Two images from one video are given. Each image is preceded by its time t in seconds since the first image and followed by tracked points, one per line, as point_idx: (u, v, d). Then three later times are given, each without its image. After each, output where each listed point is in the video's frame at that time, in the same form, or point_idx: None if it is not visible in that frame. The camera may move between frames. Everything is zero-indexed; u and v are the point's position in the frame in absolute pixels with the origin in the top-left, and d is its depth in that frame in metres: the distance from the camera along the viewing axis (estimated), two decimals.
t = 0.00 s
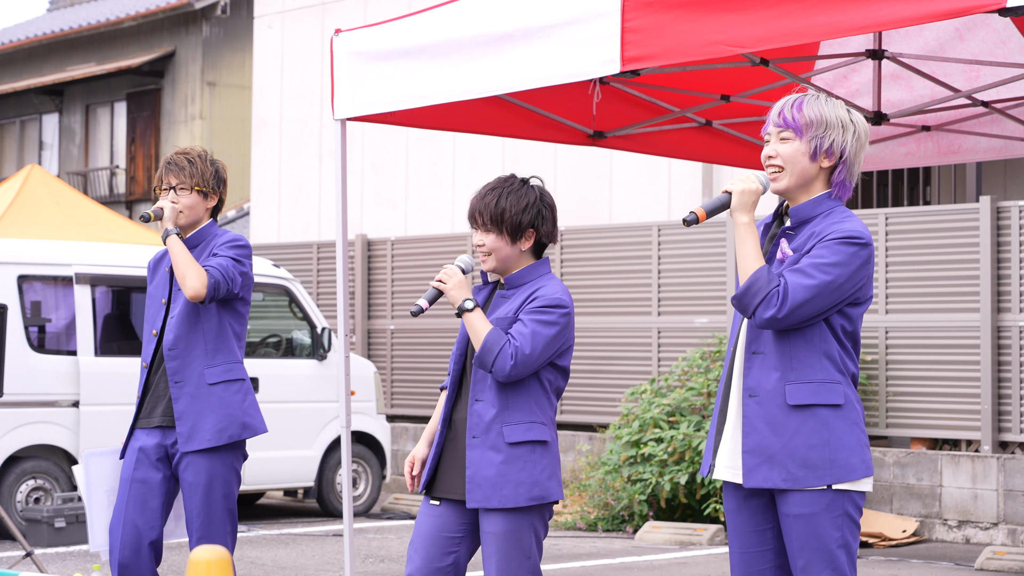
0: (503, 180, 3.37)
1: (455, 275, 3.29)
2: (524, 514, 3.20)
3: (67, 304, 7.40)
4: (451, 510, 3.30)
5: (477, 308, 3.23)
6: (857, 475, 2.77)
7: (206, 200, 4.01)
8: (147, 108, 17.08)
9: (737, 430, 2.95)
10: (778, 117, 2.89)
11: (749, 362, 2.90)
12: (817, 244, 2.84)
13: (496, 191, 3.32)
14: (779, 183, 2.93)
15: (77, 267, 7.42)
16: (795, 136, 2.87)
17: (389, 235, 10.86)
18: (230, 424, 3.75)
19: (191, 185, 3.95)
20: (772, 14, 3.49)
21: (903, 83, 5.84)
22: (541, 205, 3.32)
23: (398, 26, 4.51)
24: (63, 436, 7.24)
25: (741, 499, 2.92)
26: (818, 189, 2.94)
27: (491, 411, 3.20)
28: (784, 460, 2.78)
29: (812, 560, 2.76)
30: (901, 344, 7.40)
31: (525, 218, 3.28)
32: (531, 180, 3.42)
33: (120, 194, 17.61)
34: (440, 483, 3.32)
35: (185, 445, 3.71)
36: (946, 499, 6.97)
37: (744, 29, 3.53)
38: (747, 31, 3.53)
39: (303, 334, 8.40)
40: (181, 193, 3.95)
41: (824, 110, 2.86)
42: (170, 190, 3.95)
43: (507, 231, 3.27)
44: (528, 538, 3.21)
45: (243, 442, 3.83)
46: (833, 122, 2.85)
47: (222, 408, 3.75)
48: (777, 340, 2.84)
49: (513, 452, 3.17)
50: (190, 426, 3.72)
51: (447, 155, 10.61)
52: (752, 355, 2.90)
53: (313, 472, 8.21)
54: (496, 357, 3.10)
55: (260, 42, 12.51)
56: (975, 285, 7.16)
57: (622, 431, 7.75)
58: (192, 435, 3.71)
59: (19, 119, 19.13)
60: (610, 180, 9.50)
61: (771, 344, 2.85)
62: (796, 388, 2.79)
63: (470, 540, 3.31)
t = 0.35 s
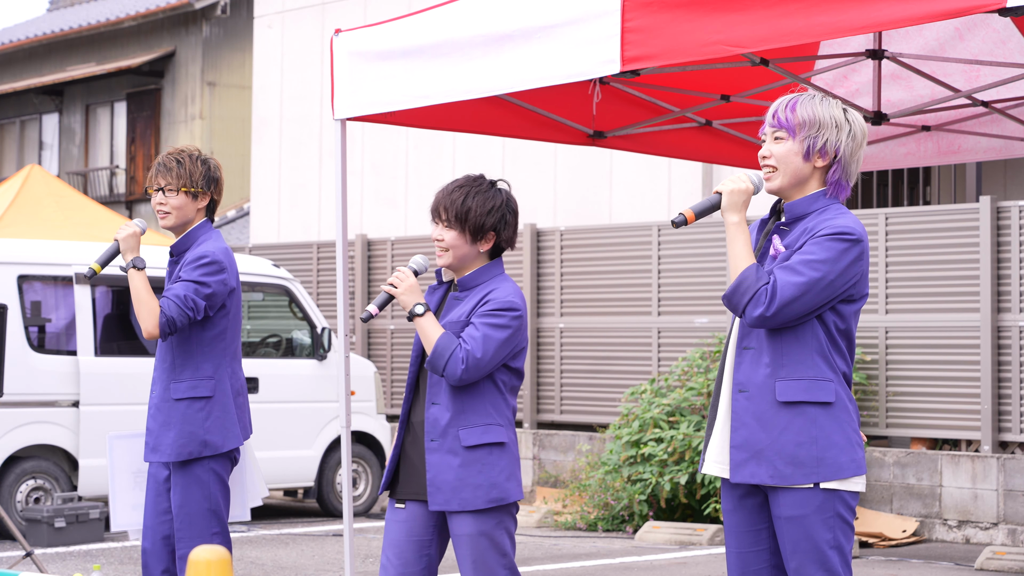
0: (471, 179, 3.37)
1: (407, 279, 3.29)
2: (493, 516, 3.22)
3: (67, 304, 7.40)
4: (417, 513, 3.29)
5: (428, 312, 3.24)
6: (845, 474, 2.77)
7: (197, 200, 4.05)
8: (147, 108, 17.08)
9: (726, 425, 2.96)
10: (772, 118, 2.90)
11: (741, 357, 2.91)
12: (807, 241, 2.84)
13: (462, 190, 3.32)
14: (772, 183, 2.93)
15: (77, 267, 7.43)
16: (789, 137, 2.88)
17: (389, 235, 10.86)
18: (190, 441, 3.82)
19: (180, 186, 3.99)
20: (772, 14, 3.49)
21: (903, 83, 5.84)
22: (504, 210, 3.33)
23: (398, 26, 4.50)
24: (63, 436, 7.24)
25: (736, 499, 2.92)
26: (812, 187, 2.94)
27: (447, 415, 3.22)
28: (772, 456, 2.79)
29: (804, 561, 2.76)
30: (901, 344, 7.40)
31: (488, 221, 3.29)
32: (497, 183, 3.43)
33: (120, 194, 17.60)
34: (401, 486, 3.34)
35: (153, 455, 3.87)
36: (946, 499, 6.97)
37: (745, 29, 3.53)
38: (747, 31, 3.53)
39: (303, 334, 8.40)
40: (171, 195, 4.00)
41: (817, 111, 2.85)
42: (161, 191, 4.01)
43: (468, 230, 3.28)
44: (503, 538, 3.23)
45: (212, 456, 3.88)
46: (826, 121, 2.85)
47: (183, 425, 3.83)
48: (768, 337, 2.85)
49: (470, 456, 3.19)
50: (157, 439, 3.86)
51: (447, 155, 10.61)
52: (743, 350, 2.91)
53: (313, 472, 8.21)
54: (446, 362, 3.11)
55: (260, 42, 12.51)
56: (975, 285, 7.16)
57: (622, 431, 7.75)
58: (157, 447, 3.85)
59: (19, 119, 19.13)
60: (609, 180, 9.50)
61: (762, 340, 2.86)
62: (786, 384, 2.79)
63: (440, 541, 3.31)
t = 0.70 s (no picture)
0: (405, 176, 3.37)
1: (347, 276, 3.29)
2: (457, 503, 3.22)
3: (66, 305, 7.40)
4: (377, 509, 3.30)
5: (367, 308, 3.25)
6: (840, 476, 2.76)
7: (204, 203, 4.07)
8: (147, 108, 17.08)
9: (724, 425, 2.97)
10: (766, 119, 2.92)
11: (738, 358, 2.92)
12: (802, 242, 2.84)
13: (393, 186, 3.32)
14: (771, 186, 2.94)
15: (77, 267, 7.43)
16: (784, 138, 2.88)
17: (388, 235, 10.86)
18: (197, 432, 3.82)
19: (188, 188, 4.01)
20: (773, 14, 3.49)
21: (903, 83, 5.84)
22: (439, 202, 3.32)
23: (398, 26, 4.50)
24: (63, 436, 7.24)
25: (734, 498, 2.92)
26: (810, 188, 2.94)
27: (393, 412, 3.22)
28: (766, 457, 2.80)
29: (800, 561, 2.77)
30: (901, 344, 7.40)
31: (421, 214, 3.29)
32: (433, 178, 3.42)
33: (120, 194, 17.60)
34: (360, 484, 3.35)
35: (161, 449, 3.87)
36: (946, 499, 6.97)
37: (745, 29, 3.53)
38: (747, 31, 3.53)
39: (303, 334, 8.40)
40: (179, 197, 4.02)
41: (811, 111, 2.86)
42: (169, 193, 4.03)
43: (402, 225, 3.27)
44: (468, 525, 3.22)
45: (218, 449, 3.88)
46: (821, 121, 2.85)
47: (189, 417, 3.83)
48: (763, 339, 2.85)
49: (420, 450, 3.20)
50: (165, 432, 3.86)
51: (447, 155, 10.61)
52: (740, 351, 2.91)
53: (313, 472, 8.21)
54: (383, 357, 3.12)
55: (260, 42, 12.51)
56: (975, 285, 7.16)
57: (622, 431, 7.75)
58: (165, 440, 3.85)
59: (19, 119, 19.13)
60: (609, 180, 9.50)
61: (758, 342, 2.87)
62: (780, 386, 2.79)
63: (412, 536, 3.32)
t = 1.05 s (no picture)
0: (354, 180, 3.36)
1: (314, 284, 3.34)
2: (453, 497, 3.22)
3: (67, 304, 7.40)
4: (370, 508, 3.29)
5: (338, 313, 3.30)
6: (835, 477, 2.76)
7: (209, 211, 4.12)
8: (147, 108, 17.07)
9: (723, 425, 2.98)
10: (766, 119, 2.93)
11: (736, 359, 2.92)
12: (798, 244, 2.83)
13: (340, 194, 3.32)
14: (765, 186, 2.96)
15: (77, 267, 7.44)
16: (778, 138, 2.91)
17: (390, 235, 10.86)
18: (233, 430, 3.89)
19: (194, 198, 4.07)
20: (773, 14, 3.49)
21: (903, 83, 5.84)
22: (388, 203, 3.30)
23: (398, 26, 4.50)
24: (63, 435, 7.24)
25: (732, 498, 2.93)
26: (806, 188, 2.94)
27: (378, 413, 3.23)
28: (762, 458, 2.80)
29: (797, 561, 2.77)
30: (901, 343, 7.40)
31: (372, 218, 3.27)
32: (383, 181, 3.39)
33: (120, 194, 17.60)
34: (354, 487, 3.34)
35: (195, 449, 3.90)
36: (946, 499, 6.97)
37: (745, 28, 3.53)
38: (747, 31, 3.53)
39: (303, 334, 8.40)
40: (185, 207, 4.07)
41: (804, 111, 2.86)
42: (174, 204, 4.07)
43: (354, 232, 3.26)
44: (467, 522, 3.23)
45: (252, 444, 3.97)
46: (813, 121, 2.85)
47: (224, 415, 3.89)
48: (760, 340, 2.85)
49: (408, 447, 3.20)
50: (199, 431, 3.91)
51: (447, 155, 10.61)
52: (739, 352, 2.91)
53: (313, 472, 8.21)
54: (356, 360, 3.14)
55: (260, 42, 12.51)
56: (975, 285, 7.15)
57: (621, 431, 7.75)
58: (200, 439, 3.89)
59: (19, 119, 19.13)
60: (609, 180, 9.50)
61: (756, 343, 2.87)
62: (777, 387, 2.79)
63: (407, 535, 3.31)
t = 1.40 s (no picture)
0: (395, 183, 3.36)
1: (359, 285, 3.37)
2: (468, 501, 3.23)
3: (67, 304, 7.40)
4: (385, 510, 3.29)
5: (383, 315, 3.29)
6: (827, 479, 2.76)
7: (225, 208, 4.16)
8: (147, 108, 17.07)
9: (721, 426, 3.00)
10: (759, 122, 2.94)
11: (733, 361, 2.93)
12: (791, 247, 2.83)
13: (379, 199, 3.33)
14: (761, 189, 2.97)
15: (77, 267, 7.45)
16: (770, 142, 2.91)
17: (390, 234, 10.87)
18: (262, 425, 3.93)
19: (214, 195, 4.09)
20: (773, 14, 3.49)
21: (903, 83, 5.84)
22: (426, 203, 3.29)
23: (398, 26, 4.50)
24: (63, 435, 7.24)
25: (728, 497, 2.93)
26: (801, 190, 2.93)
27: (407, 411, 3.23)
28: (756, 459, 2.80)
29: (790, 560, 2.78)
30: (901, 343, 7.40)
31: (410, 220, 3.26)
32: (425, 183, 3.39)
33: (120, 194, 17.60)
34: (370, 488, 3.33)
35: (220, 444, 3.88)
36: (946, 499, 6.97)
37: (745, 29, 3.54)
38: (747, 31, 3.53)
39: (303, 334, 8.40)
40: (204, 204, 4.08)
41: (795, 114, 2.86)
42: (192, 200, 4.07)
43: (392, 236, 3.27)
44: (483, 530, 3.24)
45: (273, 441, 4.01)
46: (804, 124, 2.85)
47: (253, 410, 3.93)
48: (757, 342, 2.86)
49: (432, 449, 3.20)
50: (226, 427, 3.89)
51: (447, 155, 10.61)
52: (735, 354, 2.92)
53: (312, 472, 8.21)
54: (405, 361, 3.13)
55: (260, 42, 12.51)
56: (975, 284, 7.16)
57: (622, 431, 7.75)
58: (227, 435, 3.88)
59: (19, 119, 19.12)
60: (609, 180, 9.50)
61: (753, 345, 2.87)
62: (770, 389, 2.80)
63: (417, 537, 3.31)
